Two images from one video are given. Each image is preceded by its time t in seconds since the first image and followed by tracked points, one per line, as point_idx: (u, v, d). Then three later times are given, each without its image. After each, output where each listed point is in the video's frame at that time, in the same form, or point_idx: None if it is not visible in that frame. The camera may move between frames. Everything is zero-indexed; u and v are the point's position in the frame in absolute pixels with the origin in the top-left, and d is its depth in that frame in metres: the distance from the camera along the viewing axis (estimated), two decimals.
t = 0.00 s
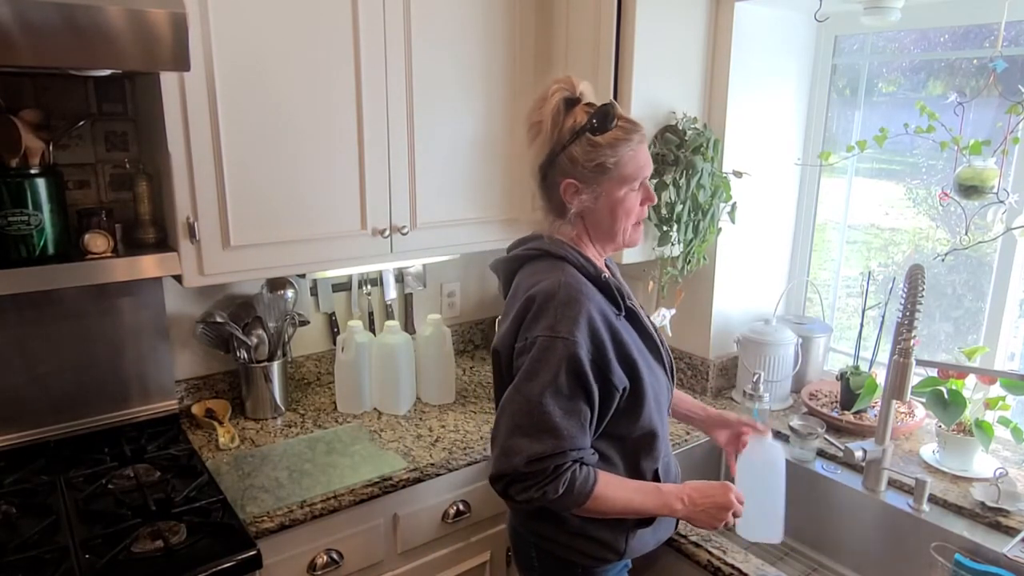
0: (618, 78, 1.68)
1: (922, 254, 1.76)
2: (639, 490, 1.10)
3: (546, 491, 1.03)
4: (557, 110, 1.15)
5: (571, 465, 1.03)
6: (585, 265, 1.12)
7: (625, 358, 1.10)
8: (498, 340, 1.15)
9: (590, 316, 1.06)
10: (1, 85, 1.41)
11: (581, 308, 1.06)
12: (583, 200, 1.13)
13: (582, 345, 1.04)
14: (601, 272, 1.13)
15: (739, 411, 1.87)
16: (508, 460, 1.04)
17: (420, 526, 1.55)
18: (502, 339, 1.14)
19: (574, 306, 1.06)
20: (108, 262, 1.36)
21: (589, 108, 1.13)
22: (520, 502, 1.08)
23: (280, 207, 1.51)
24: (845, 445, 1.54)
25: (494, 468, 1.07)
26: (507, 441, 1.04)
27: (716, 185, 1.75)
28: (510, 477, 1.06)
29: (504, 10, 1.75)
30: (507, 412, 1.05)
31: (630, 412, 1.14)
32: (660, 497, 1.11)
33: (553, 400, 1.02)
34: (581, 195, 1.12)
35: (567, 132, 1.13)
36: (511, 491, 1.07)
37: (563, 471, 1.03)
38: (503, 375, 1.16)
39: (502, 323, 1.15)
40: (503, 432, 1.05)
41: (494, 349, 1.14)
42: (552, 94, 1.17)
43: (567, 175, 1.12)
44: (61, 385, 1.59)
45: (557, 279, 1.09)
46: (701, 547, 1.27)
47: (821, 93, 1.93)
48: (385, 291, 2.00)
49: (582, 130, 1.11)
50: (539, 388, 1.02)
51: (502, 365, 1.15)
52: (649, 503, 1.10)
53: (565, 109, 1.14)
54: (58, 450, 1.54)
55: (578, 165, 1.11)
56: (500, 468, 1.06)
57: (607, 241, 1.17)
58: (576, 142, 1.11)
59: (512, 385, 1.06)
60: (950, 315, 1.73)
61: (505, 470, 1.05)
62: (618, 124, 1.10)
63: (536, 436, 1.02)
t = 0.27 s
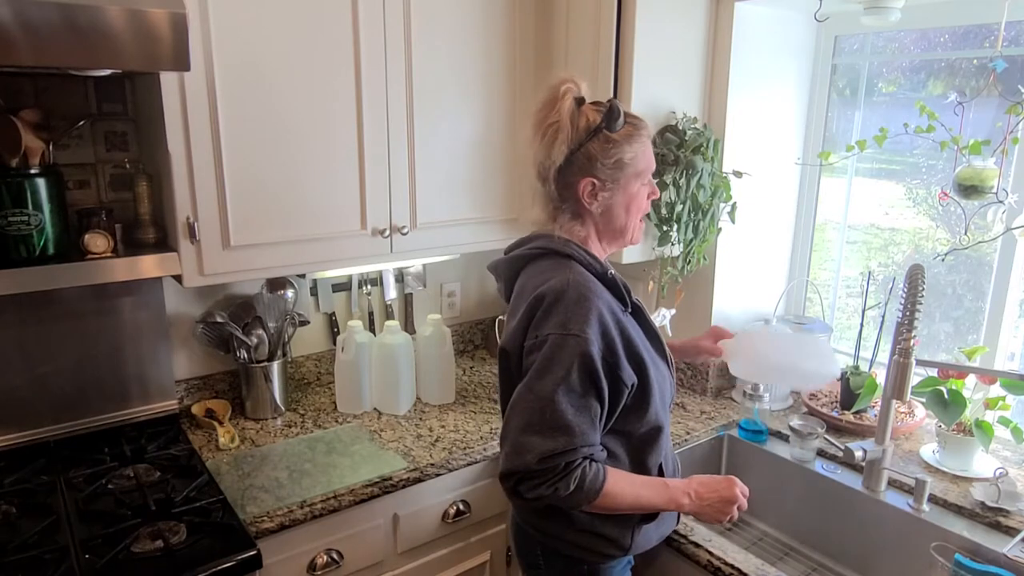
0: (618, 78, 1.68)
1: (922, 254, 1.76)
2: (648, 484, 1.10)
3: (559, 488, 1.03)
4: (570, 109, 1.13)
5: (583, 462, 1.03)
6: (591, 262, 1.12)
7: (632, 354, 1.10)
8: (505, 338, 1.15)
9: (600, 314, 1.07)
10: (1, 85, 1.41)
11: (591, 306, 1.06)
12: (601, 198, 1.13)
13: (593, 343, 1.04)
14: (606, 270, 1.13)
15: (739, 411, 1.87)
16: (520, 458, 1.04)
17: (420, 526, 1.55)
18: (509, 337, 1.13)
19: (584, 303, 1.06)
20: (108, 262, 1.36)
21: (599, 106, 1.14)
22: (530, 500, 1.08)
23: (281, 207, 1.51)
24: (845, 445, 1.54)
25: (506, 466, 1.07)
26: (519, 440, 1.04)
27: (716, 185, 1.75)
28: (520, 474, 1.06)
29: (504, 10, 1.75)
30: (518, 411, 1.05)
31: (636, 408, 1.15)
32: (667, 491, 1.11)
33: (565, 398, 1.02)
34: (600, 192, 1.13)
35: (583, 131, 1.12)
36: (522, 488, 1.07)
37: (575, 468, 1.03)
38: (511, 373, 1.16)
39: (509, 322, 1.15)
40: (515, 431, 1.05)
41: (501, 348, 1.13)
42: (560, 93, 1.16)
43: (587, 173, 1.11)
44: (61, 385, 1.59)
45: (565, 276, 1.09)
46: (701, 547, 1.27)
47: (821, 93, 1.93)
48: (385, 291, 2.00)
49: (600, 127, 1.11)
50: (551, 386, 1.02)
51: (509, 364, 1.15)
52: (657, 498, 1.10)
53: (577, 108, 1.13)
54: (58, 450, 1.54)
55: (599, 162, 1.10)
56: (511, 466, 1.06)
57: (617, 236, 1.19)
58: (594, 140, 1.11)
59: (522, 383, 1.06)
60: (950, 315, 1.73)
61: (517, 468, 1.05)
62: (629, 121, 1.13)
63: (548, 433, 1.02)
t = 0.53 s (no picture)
0: (618, 77, 1.68)
1: (922, 254, 1.76)
2: (653, 479, 1.10)
3: (570, 489, 1.03)
4: (559, 111, 1.12)
5: (591, 461, 1.03)
6: (591, 263, 1.13)
7: (634, 353, 1.11)
8: (507, 342, 1.14)
9: (603, 314, 1.07)
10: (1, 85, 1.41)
11: (593, 307, 1.07)
12: (596, 197, 1.14)
13: (597, 343, 1.04)
14: (606, 269, 1.14)
15: (739, 411, 1.86)
16: (530, 461, 1.03)
17: (420, 526, 1.55)
18: (512, 340, 1.13)
19: (588, 304, 1.06)
20: (108, 262, 1.36)
21: (587, 105, 1.14)
22: (540, 501, 1.07)
23: (281, 207, 1.51)
24: (845, 446, 1.53)
25: (516, 470, 1.06)
26: (529, 443, 1.03)
27: (716, 185, 1.75)
28: (530, 476, 1.06)
29: (504, 10, 1.75)
30: (525, 413, 1.04)
31: (637, 406, 1.15)
32: (672, 484, 1.11)
33: (572, 399, 1.02)
34: (596, 192, 1.13)
35: (575, 132, 1.11)
36: (533, 491, 1.07)
37: (584, 468, 1.03)
38: (512, 377, 1.16)
39: (511, 325, 1.15)
40: (524, 434, 1.04)
41: (504, 351, 1.13)
42: (549, 96, 1.15)
43: (582, 174, 1.12)
44: (61, 385, 1.59)
45: (567, 277, 1.09)
46: (700, 547, 1.27)
47: (821, 93, 1.93)
48: (385, 291, 2.00)
49: (591, 127, 1.11)
50: (558, 388, 1.02)
51: (512, 367, 1.14)
52: (662, 492, 1.10)
53: (566, 109, 1.13)
54: (58, 450, 1.54)
55: (593, 162, 1.11)
56: (521, 469, 1.05)
57: (614, 233, 1.19)
58: (587, 140, 1.11)
59: (529, 386, 1.06)
60: (950, 315, 1.73)
61: (527, 471, 1.05)
62: (618, 118, 1.13)
63: (557, 435, 1.02)
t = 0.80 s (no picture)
0: (619, 77, 1.68)
1: (922, 254, 1.76)
2: (649, 477, 1.10)
3: (564, 486, 1.03)
4: (547, 113, 1.14)
5: (585, 458, 1.04)
6: (586, 262, 1.13)
7: (629, 351, 1.11)
8: (502, 341, 1.14)
9: (597, 312, 1.07)
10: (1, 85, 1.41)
11: (587, 305, 1.07)
12: (588, 197, 1.13)
13: (591, 341, 1.04)
14: (601, 268, 1.14)
15: (738, 411, 1.86)
16: (524, 458, 1.03)
17: (420, 526, 1.55)
18: (507, 339, 1.13)
19: (581, 302, 1.06)
20: (108, 262, 1.36)
21: (575, 106, 1.14)
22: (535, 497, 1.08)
23: (280, 207, 1.51)
24: (845, 446, 1.54)
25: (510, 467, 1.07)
26: (522, 440, 1.04)
27: (716, 185, 1.75)
28: (525, 473, 1.06)
29: (504, 10, 1.75)
30: (519, 411, 1.04)
31: (633, 404, 1.15)
32: (669, 482, 1.11)
33: (566, 396, 1.02)
34: (587, 191, 1.13)
35: (563, 133, 1.12)
36: (528, 487, 1.07)
37: (578, 465, 1.03)
38: (509, 374, 1.16)
39: (506, 323, 1.15)
40: (518, 431, 1.05)
41: (499, 349, 1.13)
42: (536, 98, 1.16)
43: (572, 174, 1.12)
44: (61, 385, 1.59)
45: (561, 276, 1.09)
46: (700, 547, 1.27)
47: (821, 93, 1.94)
48: (385, 291, 2.00)
49: (579, 127, 1.11)
50: (551, 386, 1.02)
51: (507, 365, 1.14)
52: (658, 490, 1.10)
53: (554, 110, 1.14)
54: (58, 450, 1.54)
55: (582, 162, 1.11)
56: (515, 466, 1.05)
57: (609, 231, 1.19)
58: (575, 140, 1.11)
59: (523, 384, 1.06)
60: (950, 315, 1.73)
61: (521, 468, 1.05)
62: (609, 116, 1.13)
63: (551, 432, 1.02)
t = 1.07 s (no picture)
0: (619, 77, 1.68)
1: (922, 254, 1.76)
2: (642, 477, 1.10)
3: (554, 485, 1.04)
4: (539, 113, 1.14)
5: (576, 458, 1.04)
6: (579, 262, 1.13)
7: (621, 352, 1.11)
8: (495, 341, 1.15)
9: (588, 312, 1.07)
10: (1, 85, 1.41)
11: (578, 306, 1.07)
12: (581, 196, 1.13)
13: (581, 342, 1.04)
14: (594, 268, 1.13)
15: (738, 411, 1.86)
16: (515, 457, 1.04)
17: (420, 526, 1.55)
18: (499, 339, 1.13)
19: (573, 303, 1.06)
20: (109, 262, 1.36)
21: (568, 106, 1.14)
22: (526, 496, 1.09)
23: (280, 207, 1.51)
24: (845, 446, 1.54)
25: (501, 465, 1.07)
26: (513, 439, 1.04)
27: (716, 185, 1.75)
28: (516, 472, 1.07)
29: (504, 10, 1.75)
30: (510, 411, 1.05)
31: (627, 404, 1.15)
32: (662, 482, 1.10)
33: (556, 396, 1.03)
34: (580, 190, 1.12)
35: (555, 132, 1.12)
36: (519, 486, 1.08)
37: (568, 464, 1.03)
38: (502, 374, 1.16)
39: (499, 323, 1.15)
40: (508, 430, 1.05)
41: (492, 349, 1.13)
42: (529, 97, 1.17)
43: (565, 173, 1.12)
44: (61, 385, 1.59)
45: (553, 277, 1.09)
46: (700, 547, 1.27)
47: (821, 93, 1.94)
48: (385, 291, 2.00)
49: (572, 126, 1.11)
50: (541, 386, 1.02)
51: (500, 365, 1.15)
52: (652, 489, 1.10)
53: (546, 110, 1.14)
54: (58, 450, 1.54)
55: (575, 161, 1.11)
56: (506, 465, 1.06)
57: (604, 230, 1.19)
58: (567, 139, 1.11)
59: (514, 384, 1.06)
60: (950, 315, 1.73)
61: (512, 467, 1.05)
62: (602, 116, 1.13)
63: (541, 431, 1.02)
